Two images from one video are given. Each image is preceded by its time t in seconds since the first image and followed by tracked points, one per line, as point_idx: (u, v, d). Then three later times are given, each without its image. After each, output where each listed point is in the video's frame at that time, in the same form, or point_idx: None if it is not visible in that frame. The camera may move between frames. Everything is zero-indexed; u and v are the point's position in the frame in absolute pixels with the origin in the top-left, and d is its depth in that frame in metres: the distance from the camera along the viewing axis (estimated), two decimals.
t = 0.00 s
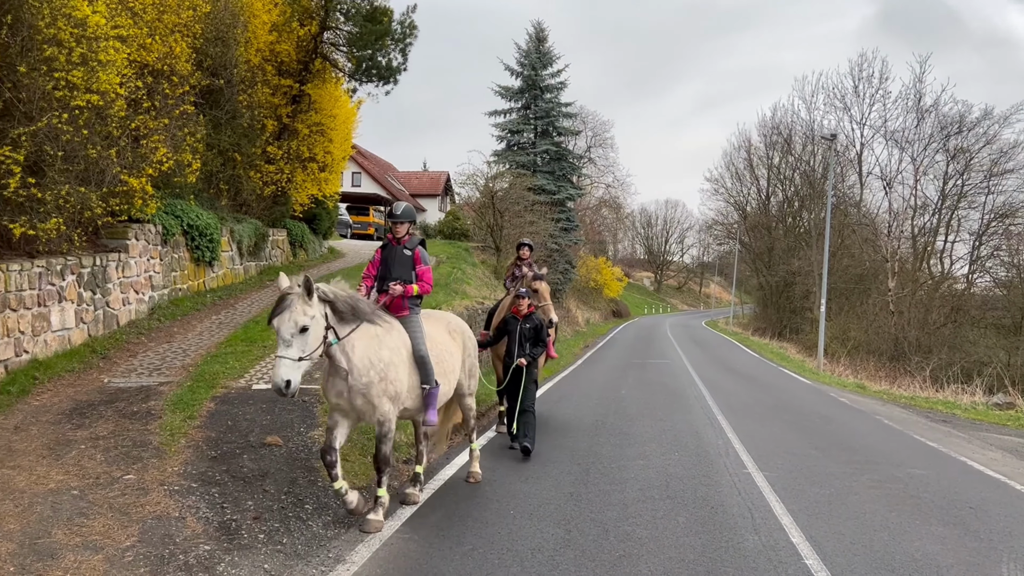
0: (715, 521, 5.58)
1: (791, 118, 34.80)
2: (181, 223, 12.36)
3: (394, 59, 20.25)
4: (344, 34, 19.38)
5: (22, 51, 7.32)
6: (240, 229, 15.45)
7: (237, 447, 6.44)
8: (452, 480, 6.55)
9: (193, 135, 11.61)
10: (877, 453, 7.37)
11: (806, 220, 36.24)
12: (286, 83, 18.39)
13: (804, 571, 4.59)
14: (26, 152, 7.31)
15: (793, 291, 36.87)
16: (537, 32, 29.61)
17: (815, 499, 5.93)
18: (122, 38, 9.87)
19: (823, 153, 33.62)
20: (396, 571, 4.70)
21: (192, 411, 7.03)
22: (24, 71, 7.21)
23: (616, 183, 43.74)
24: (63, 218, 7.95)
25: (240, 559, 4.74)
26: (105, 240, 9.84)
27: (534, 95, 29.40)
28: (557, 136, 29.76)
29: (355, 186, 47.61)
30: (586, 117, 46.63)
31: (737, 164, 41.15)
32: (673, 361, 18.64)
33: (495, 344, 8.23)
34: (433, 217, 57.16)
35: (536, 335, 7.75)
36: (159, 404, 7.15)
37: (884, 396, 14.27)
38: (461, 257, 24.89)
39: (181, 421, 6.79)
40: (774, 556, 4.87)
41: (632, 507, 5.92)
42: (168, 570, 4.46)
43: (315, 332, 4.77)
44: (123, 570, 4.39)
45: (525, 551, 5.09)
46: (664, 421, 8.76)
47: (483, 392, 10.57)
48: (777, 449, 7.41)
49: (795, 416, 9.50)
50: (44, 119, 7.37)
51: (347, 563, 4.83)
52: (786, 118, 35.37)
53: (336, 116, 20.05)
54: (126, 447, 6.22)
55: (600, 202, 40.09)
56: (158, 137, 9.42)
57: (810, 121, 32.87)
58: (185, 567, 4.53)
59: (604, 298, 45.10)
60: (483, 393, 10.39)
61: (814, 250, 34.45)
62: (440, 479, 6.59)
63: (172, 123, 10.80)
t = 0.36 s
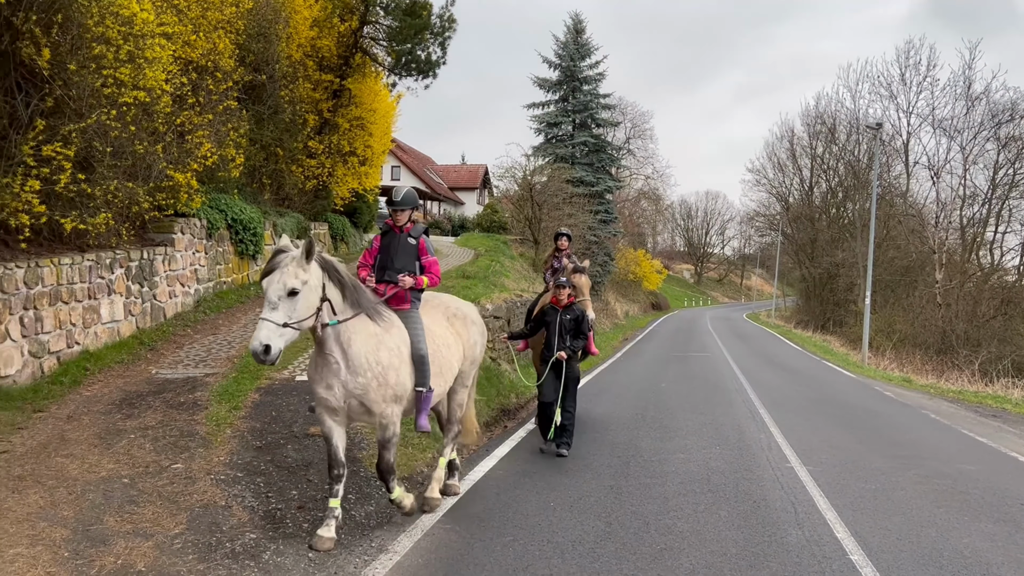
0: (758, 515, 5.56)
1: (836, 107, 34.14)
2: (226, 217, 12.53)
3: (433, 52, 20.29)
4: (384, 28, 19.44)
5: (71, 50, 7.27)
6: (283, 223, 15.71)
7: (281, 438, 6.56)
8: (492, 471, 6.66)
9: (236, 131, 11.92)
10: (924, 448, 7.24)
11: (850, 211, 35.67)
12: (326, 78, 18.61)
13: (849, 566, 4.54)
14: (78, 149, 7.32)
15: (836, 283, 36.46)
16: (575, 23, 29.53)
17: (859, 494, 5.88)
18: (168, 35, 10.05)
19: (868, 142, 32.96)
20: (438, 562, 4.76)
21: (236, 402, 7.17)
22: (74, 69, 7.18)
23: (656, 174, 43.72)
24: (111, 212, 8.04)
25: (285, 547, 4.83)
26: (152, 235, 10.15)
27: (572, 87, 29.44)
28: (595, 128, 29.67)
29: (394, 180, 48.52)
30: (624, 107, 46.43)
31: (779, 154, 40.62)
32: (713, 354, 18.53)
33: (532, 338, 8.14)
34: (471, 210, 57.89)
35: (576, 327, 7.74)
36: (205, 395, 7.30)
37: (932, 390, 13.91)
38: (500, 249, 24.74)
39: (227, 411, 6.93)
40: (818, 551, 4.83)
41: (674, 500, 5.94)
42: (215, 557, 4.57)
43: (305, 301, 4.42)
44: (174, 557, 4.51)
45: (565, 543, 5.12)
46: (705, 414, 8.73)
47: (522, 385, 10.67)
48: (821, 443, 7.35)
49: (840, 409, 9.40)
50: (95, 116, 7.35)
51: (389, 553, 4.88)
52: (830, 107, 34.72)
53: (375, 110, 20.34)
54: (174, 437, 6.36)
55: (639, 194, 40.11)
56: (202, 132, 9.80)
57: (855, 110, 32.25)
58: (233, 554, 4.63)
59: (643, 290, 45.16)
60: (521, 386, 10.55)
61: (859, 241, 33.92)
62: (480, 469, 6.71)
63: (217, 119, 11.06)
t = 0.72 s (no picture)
0: (823, 509, 5.49)
1: (906, 92, 33.15)
2: (289, 210, 12.46)
3: (491, 44, 20.33)
4: (443, 20, 19.55)
5: (142, 47, 7.56)
6: (344, 216, 15.96)
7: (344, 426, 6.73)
8: (551, 461, 6.77)
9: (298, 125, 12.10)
10: (1000, 445, 7.00)
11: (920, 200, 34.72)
12: (386, 71, 18.60)
13: (918, 564, 4.45)
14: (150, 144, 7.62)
15: (907, 273, 35.69)
16: (635, 11, 29.41)
17: (929, 490, 5.76)
18: (233, 32, 10.31)
19: (940, 128, 31.98)
20: (498, 550, 4.82)
21: (301, 391, 7.38)
22: (145, 66, 7.47)
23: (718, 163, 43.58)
24: (179, 206, 8.46)
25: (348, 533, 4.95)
26: (219, 227, 10.51)
27: (630, 76, 29.42)
28: (655, 117, 29.60)
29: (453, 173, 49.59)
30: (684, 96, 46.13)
31: (845, 142, 39.69)
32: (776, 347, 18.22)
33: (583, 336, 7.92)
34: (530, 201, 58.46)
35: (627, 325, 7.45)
36: (271, 384, 7.53)
37: (1009, 385, 13.35)
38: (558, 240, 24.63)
39: (292, 400, 7.16)
40: (884, 547, 4.74)
41: (735, 493, 5.90)
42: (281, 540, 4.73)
43: (310, 300, 4.20)
44: (242, 540, 4.67)
45: (625, 534, 5.14)
46: (768, 408, 8.64)
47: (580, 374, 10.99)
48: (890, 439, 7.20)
49: (909, 404, 9.15)
50: (164, 112, 7.58)
51: (449, 540, 4.96)
52: (899, 92, 33.76)
53: (435, 102, 20.26)
54: (241, 424, 6.58)
55: (700, 184, 40.02)
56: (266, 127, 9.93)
57: (927, 95, 31.29)
58: (298, 539, 4.77)
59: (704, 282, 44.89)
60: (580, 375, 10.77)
61: (930, 230, 32.92)
62: (538, 460, 6.80)
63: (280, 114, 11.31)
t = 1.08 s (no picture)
0: (904, 506, 5.35)
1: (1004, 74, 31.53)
2: (367, 202, 13.53)
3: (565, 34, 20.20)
4: (518, 12, 19.77)
5: (228, 47, 8.00)
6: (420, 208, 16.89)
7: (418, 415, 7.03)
8: (624, 453, 6.82)
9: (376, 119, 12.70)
10: None
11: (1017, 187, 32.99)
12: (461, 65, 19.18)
13: (1007, 566, 4.31)
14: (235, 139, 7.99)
15: (1004, 264, 34.19)
16: None
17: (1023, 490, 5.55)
18: (314, 30, 10.67)
19: None
20: (570, 539, 4.93)
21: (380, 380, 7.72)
22: (230, 64, 7.87)
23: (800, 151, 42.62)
24: (263, 200, 8.84)
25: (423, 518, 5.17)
26: (300, 219, 10.96)
27: (709, 64, 28.99)
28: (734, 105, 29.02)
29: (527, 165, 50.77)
30: (764, 83, 45.19)
31: (936, 129, 38.12)
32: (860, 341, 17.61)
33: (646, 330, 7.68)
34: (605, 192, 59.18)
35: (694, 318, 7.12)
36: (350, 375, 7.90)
37: None
38: (633, 231, 24.57)
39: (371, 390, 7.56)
40: (970, 548, 4.60)
41: (813, 488, 5.81)
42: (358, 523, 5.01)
43: (315, 324, 3.85)
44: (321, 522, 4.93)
45: (698, 526, 5.16)
46: (850, 403, 8.45)
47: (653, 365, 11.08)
48: (983, 437, 6.93)
49: (1006, 402, 8.73)
50: (248, 108, 7.93)
51: (521, 528, 5.09)
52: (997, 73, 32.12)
53: (510, 94, 20.58)
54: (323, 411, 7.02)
55: (780, 174, 39.33)
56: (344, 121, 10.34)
57: None
58: (375, 522, 5.01)
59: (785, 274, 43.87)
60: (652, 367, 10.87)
61: None
62: (611, 452, 6.86)
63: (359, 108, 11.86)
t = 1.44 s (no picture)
0: (993, 508, 5.25)
1: None
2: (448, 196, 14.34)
3: (648, 24, 20.15)
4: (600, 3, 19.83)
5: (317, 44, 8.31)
6: (500, 202, 17.67)
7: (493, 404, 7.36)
8: (700, 446, 6.80)
9: (458, 113, 13.27)
10: None
11: None
12: (542, 57, 19.19)
13: None
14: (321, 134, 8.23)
15: None
16: None
17: None
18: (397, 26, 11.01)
19: None
20: (641, 529, 5.13)
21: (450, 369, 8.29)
22: (317, 61, 8.10)
23: (898, 138, 40.48)
24: (348, 193, 9.02)
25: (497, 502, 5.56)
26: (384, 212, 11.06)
27: (800, 49, 28.10)
28: (826, 92, 28.04)
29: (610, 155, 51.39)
30: (860, 67, 43.25)
31: None
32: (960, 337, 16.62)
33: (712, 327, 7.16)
34: (687, 182, 59.18)
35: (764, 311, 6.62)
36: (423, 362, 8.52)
37: None
38: (718, 223, 24.34)
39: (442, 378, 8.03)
40: None
41: (895, 485, 5.76)
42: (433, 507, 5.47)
43: (328, 313, 3.58)
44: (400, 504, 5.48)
45: (774, 519, 5.28)
46: (943, 401, 8.16)
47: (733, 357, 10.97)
48: None
49: None
50: (335, 104, 8.20)
51: (592, 516, 5.34)
52: None
53: (590, 86, 20.53)
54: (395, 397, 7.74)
55: (876, 161, 37.57)
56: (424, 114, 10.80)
57: None
58: (450, 505, 5.56)
59: (877, 266, 41.98)
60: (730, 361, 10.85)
61: None
62: (688, 444, 6.85)
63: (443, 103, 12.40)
